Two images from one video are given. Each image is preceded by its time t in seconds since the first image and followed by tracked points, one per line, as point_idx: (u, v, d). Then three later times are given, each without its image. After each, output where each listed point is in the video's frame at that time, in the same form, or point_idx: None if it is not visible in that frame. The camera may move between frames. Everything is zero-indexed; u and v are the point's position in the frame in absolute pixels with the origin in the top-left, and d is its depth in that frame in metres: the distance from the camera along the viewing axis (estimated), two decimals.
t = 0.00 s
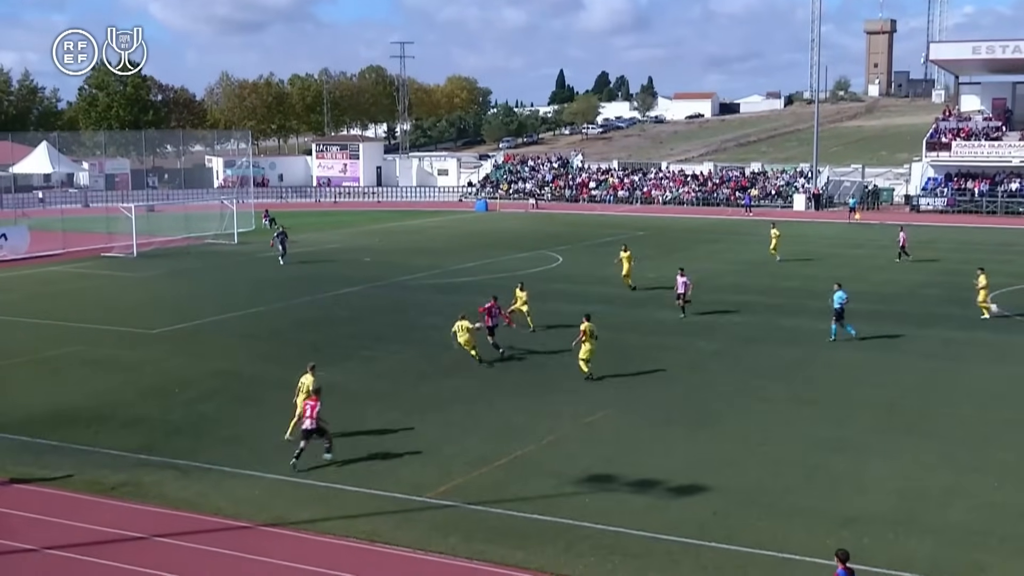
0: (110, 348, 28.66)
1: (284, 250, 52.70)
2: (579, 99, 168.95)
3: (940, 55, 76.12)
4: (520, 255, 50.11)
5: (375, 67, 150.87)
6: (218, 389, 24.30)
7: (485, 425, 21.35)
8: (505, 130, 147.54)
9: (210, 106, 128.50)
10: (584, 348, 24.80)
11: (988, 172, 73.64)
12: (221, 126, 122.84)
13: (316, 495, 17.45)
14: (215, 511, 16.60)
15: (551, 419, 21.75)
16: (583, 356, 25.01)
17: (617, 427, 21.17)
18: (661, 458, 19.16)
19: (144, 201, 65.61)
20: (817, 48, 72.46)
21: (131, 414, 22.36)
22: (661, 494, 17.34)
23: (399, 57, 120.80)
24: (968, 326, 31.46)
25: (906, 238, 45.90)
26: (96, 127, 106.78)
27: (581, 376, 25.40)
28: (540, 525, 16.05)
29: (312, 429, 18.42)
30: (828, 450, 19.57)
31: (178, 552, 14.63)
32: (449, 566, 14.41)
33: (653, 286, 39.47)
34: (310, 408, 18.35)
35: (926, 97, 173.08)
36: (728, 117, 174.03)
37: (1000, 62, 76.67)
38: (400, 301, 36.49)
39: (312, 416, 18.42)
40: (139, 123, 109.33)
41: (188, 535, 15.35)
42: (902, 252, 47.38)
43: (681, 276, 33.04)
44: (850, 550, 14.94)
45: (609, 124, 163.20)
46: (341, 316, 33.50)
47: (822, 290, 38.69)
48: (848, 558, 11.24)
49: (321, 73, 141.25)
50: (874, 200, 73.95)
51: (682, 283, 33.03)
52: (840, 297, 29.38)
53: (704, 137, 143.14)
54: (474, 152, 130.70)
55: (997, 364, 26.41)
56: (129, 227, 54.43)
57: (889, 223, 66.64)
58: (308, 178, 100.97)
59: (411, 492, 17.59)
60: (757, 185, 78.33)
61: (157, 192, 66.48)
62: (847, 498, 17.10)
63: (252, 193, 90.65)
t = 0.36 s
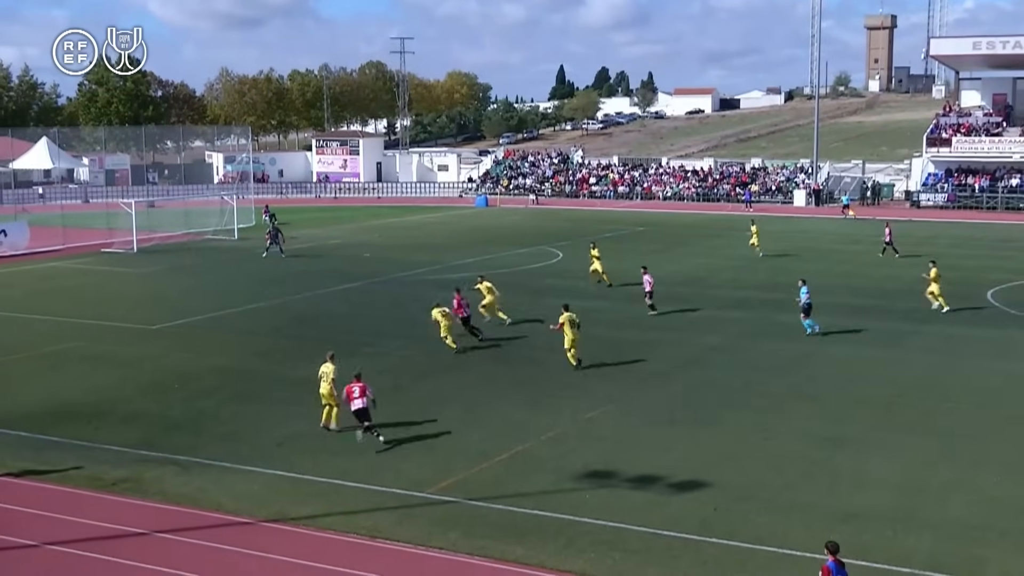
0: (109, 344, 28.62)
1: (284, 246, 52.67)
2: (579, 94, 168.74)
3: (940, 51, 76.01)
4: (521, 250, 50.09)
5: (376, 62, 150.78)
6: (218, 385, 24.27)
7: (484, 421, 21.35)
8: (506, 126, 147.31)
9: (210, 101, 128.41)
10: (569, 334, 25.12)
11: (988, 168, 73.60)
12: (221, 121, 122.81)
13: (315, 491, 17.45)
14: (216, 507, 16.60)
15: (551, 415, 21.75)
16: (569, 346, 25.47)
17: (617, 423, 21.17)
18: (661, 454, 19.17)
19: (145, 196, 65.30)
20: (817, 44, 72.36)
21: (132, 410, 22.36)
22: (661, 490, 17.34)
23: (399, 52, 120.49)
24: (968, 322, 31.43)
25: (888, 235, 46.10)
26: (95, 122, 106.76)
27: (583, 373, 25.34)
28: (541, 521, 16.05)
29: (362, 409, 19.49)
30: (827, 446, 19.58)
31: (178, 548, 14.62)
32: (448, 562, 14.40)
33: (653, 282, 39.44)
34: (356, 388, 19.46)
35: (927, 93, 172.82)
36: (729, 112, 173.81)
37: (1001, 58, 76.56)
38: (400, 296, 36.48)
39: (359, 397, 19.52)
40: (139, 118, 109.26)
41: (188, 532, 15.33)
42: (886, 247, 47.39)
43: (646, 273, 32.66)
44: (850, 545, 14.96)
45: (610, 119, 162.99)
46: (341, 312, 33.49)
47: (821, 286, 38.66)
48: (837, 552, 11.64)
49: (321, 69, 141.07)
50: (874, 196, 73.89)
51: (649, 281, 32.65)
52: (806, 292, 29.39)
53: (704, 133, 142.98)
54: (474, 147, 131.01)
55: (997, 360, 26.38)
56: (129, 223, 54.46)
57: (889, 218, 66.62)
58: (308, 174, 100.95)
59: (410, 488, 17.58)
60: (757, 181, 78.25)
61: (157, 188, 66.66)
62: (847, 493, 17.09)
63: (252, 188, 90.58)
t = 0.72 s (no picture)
0: (120, 344, 28.70)
1: (294, 246, 52.74)
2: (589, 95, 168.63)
3: (951, 50, 75.74)
4: (531, 250, 50.09)
5: (386, 62, 151.09)
6: (228, 385, 24.31)
7: (493, 421, 21.32)
8: (516, 126, 147.32)
9: (221, 102, 128.77)
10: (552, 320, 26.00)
11: (999, 168, 73.28)
12: (231, 122, 123.16)
13: (325, 490, 17.46)
14: (226, 507, 16.62)
15: (560, 415, 21.71)
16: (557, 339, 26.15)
17: (626, 423, 21.13)
18: (671, 454, 19.13)
19: (155, 196, 65.14)
20: (827, 44, 72.22)
21: (142, 409, 22.41)
22: (671, 491, 17.28)
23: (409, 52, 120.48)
24: (979, 322, 31.30)
25: (883, 238, 45.81)
26: (106, 122, 107.16)
27: (593, 373, 25.31)
28: (550, 521, 16.02)
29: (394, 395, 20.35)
30: (838, 446, 19.49)
31: (187, 548, 14.63)
32: (458, 562, 14.38)
33: (663, 283, 39.38)
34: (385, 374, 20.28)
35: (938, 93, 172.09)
36: (739, 112, 173.37)
37: (1012, 57, 76.21)
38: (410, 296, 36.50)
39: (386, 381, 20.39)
40: (149, 118, 109.62)
41: (198, 531, 15.35)
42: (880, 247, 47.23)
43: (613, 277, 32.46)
44: (860, 546, 14.87)
45: (620, 120, 162.81)
46: (350, 312, 33.52)
47: (832, 286, 38.54)
48: (838, 553, 11.55)
49: (331, 69, 141.33)
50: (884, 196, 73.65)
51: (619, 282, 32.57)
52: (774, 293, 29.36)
53: (714, 133, 142.71)
54: (484, 147, 131.10)
55: (1009, 360, 26.25)
56: (140, 222, 54.69)
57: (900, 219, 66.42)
58: (318, 174, 101.17)
59: (420, 488, 17.57)
60: (767, 181, 78.05)
61: (169, 187, 66.97)
62: (858, 494, 17.02)
63: (262, 188, 90.76)
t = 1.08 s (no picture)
0: (137, 344, 28.81)
1: (310, 246, 52.83)
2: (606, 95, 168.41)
3: (969, 50, 75.17)
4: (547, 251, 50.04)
5: (402, 63, 151.34)
6: (244, 385, 24.35)
7: (509, 421, 21.26)
8: (532, 126, 147.26)
9: (238, 102, 129.27)
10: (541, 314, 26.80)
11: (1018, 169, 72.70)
12: (248, 122, 123.63)
13: (341, 490, 17.43)
14: (242, 506, 16.62)
15: (577, 416, 21.63)
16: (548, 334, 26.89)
17: (643, 423, 21.03)
18: (686, 454, 19.04)
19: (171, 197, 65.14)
20: (843, 44, 71.88)
21: (160, 409, 22.47)
22: (686, 491, 17.19)
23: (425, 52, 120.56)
24: (997, 323, 31.04)
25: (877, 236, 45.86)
26: (124, 123, 107.73)
27: (610, 373, 25.21)
28: (567, 522, 15.94)
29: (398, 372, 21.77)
30: (855, 447, 19.35)
31: (204, 546, 14.64)
32: (473, 562, 14.33)
33: (679, 283, 39.26)
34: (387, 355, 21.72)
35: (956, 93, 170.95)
36: (756, 113, 172.69)
37: None
38: (425, 297, 36.50)
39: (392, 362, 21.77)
40: (167, 119, 110.11)
41: (215, 530, 15.35)
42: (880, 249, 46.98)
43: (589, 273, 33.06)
44: (875, 547, 14.75)
45: (636, 120, 162.48)
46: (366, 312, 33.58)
47: (849, 287, 38.30)
48: (847, 555, 11.39)
49: (348, 69, 141.70)
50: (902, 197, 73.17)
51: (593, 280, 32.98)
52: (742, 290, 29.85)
53: (731, 133, 142.20)
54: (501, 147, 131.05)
55: None
56: (157, 222, 54.86)
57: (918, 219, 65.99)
58: (334, 174, 101.37)
59: (436, 488, 17.52)
60: (784, 181, 77.80)
61: (186, 188, 67.10)
62: (876, 496, 16.86)
63: (279, 188, 91.01)
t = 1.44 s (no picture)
0: (167, 342, 28.98)
1: (338, 246, 53.02)
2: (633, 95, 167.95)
3: (1000, 49, 74.18)
4: (574, 251, 49.93)
5: (430, 63, 151.70)
6: (272, 384, 24.41)
7: (537, 421, 21.19)
8: (559, 127, 147.08)
9: (266, 103, 130.06)
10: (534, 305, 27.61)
11: None
12: (276, 122, 124.34)
13: (367, 490, 17.42)
14: (268, 504, 16.66)
15: (603, 416, 21.52)
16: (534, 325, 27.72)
17: (670, 424, 20.89)
18: (714, 455, 18.87)
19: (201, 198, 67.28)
20: (872, 42, 71.21)
21: (189, 407, 22.60)
22: (714, 493, 17.02)
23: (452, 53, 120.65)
24: None
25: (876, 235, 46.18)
26: (153, 123, 108.67)
27: (637, 374, 25.08)
28: (593, 522, 15.84)
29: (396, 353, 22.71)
30: (885, 449, 19.10)
31: (233, 545, 14.66)
32: (499, 562, 14.26)
33: (706, 283, 39.05)
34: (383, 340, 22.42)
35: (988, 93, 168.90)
36: (785, 113, 171.49)
37: None
38: (451, 296, 36.51)
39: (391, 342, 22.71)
40: (196, 119, 111.00)
41: (243, 528, 15.38)
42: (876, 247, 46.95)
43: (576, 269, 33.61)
44: (906, 550, 14.53)
45: (664, 121, 161.90)
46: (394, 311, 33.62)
47: (879, 288, 37.91)
48: (874, 556, 11.20)
49: (375, 69, 142.12)
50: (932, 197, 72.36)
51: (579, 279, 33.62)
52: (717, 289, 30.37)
53: (759, 134, 141.29)
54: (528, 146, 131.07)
55: None
56: (187, 222, 55.22)
57: (947, 220, 65.24)
58: (362, 174, 101.68)
59: (462, 487, 17.47)
60: (813, 182, 77.25)
61: (214, 188, 68.53)
62: (905, 498, 16.61)
63: (307, 188, 91.42)
